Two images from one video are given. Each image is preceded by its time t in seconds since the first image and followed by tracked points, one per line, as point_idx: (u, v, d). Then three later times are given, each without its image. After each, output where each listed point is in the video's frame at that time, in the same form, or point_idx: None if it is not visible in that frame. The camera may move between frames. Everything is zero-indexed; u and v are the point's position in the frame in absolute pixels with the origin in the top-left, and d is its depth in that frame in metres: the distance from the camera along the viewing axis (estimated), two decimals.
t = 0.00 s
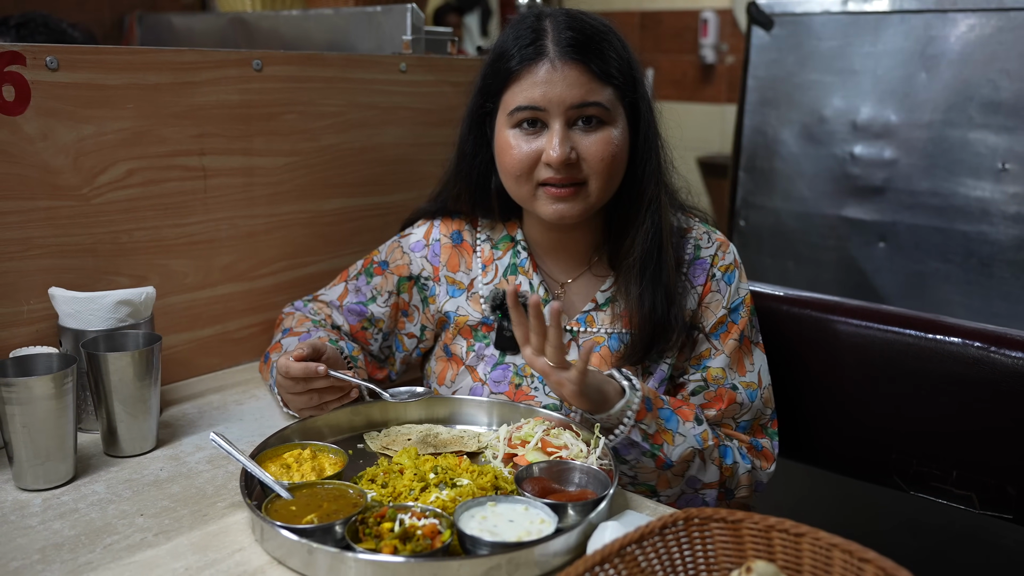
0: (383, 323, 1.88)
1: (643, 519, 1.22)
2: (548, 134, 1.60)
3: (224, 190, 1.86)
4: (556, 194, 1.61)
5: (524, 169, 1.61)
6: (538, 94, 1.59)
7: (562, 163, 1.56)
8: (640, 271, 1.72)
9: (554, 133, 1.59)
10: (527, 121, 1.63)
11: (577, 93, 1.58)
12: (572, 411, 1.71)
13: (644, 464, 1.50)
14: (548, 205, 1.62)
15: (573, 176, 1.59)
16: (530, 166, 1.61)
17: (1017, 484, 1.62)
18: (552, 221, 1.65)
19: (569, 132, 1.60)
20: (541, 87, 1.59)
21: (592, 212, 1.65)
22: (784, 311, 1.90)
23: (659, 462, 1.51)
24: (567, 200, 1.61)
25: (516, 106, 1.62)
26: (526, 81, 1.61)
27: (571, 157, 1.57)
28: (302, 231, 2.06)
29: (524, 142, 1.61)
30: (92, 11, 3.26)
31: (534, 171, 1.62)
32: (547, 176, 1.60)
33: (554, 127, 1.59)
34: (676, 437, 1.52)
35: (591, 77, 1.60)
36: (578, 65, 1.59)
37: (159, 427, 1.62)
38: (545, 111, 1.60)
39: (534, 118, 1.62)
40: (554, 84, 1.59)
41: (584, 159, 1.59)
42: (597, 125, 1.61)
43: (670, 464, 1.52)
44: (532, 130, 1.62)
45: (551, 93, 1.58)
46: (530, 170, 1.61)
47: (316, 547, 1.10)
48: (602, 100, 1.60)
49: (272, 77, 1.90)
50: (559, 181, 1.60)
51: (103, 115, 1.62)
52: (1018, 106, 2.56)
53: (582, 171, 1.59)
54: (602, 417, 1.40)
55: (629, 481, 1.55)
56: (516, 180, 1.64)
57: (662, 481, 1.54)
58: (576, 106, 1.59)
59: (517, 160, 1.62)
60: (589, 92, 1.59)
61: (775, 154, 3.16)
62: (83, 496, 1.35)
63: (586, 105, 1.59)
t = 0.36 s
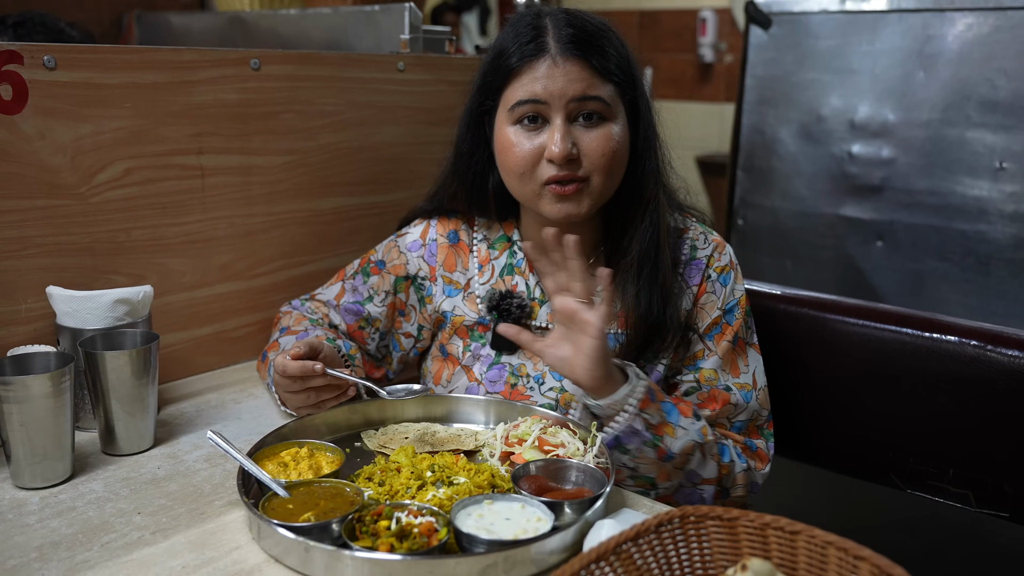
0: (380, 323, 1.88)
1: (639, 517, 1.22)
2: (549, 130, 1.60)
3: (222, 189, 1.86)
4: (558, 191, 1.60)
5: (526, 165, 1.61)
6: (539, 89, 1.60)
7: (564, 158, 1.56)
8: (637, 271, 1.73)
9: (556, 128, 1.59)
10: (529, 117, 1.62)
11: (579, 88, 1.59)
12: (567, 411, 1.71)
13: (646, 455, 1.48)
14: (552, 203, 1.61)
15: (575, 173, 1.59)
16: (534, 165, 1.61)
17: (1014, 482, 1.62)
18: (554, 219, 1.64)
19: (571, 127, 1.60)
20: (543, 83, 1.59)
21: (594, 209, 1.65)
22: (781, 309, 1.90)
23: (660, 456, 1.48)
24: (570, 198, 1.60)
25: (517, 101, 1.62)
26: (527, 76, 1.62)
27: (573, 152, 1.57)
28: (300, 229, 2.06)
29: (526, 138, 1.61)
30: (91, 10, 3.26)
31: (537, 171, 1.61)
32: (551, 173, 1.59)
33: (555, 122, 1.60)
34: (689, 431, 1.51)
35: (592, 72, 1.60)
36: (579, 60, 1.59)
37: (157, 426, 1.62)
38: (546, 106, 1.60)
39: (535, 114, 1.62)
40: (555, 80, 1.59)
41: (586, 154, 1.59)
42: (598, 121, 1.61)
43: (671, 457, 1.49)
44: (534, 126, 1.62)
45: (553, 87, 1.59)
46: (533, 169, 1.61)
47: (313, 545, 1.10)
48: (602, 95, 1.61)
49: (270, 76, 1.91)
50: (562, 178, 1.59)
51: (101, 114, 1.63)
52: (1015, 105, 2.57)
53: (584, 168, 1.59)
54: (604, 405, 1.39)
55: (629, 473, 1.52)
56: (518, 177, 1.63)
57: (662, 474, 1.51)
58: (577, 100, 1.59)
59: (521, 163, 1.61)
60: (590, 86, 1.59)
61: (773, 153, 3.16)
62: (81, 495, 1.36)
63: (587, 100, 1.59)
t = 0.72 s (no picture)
0: (379, 322, 1.89)
1: (636, 515, 1.22)
2: (542, 169, 1.57)
3: (219, 187, 1.86)
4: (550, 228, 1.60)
5: (519, 201, 1.60)
6: (532, 130, 1.55)
7: (555, 203, 1.54)
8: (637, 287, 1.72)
9: (547, 171, 1.55)
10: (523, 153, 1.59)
11: (572, 131, 1.53)
12: (570, 413, 1.71)
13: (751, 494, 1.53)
14: (541, 234, 1.62)
15: (567, 212, 1.58)
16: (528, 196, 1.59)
17: (1011, 480, 1.62)
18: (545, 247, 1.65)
19: (563, 168, 1.56)
20: (536, 124, 1.55)
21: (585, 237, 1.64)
22: (779, 308, 1.91)
23: (759, 492, 1.56)
24: (560, 232, 1.60)
25: (511, 137, 1.58)
26: (521, 114, 1.57)
27: (565, 196, 1.55)
28: (297, 228, 2.06)
29: (519, 176, 1.58)
30: (89, 9, 3.27)
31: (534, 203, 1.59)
32: (541, 211, 1.58)
33: (547, 164, 1.56)
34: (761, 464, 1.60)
35: (586, 114, 1.54)
36: (573, 101, 1.53)
37: (154, 424, 1.62)
38: (539, 147, 1.56)
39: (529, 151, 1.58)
40: (549, 121, 1.54)
41: (578, 196, 1.57)
42: (592, 161, 1.57)
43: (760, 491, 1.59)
44: (528, 163, 1.59)
45: (545, 130, 1.54)
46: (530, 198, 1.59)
47: (308, 543, 1.10)
48: (598, 134, 1.56)
49: (267, 74, 1.91)
50: (553, 218, 1.58)
51: (97, 113, 1.62)
52: (1014, 104, 2.56)
53: (574, 207, 1.57)
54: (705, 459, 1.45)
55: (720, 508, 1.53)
56: (513, 208, 1.62)
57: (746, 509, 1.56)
58: (570, 144, 1.54)
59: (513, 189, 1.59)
60: (585, 128, 1.54)
61: (771, 152, 3.16)
62: (77, 494, 1.36)
63: (582, 141, 1.54)
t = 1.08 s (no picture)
0: (396, 319, 1.91)
1: (625, 510, 1.25)
2: (540, 152, 1.60)
3: (216, 188, 1.89)
4: (545, 213, 1.62)
5: (516, 184, 1.63)
6: (532, 111, 1.58)
7: (548, 184, 1.57)
8: (653, 290, 1.72)
9: (545, 152, 1.58)
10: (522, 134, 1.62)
11: (571, 113, 1.56)
12: (574, 410, 1.74)
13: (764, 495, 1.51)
14: (539, 222, 1.63)
15: (562, 198, 1.59)
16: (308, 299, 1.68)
17: (994, 476, 1.65)
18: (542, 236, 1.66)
19: (562, 152, 1.59)
20: (536, 104, 1.58)
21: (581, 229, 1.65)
22: (768, 306, 1.95)
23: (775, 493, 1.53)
24: (555, 221, 1.61)
25: (512, 117, 1.62)
26: (523, 94, 1.61)
27: (559, 178, 1.57)
28: (294, 227, 2.09)
29: (518, 157, 1.62)
30: (86, 8, 3.29)
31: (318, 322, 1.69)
32: (537, 195, 1.60)
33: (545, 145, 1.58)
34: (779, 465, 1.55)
35: (587, 97, 1.57)
36: (574, 84, 1.56)
37: (152, 421, 1.64)
38: (539, 128, 1.59)
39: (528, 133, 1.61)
40: (548, 104, 1.57)
41: (574, 181, 1.58)
42: (591, 146, 1.59)
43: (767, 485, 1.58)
44: (525, 144, 1.62)
45: (544, 111, 1.57)
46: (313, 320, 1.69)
47: (304, 538, 1.13)
48: (598, 120, 1.58)
49: (264, 76, 1.93)
50: (547, 200, 1.60)
51: (96, 115, 1.65)
52: (1003, 104, 2.60)
53: (570, 193, 1.59)
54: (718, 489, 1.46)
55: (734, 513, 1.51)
56: (511, 192, 1.65)
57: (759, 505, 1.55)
58: (568, 126, 1.57)
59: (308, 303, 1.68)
60: (583, 111, 1.56)
61: (764, 151, 3.19)
62: (78, 489, 1.38)
63: (580, 125, 1.57)
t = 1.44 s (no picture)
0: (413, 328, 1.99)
1: (622, 503, 1.28)
2: (497, 158, 1.63)
3: (219, 187, 1.91)
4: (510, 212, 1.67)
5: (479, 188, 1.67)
6: (484, 121, 1.61)
7: (508, 188, 1.61)
8: (611, 275, 1.74)
9: (499, 161, 1.61)
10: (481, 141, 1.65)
11: (521, 122, 1.58)
12: (553, 391, 1.76)
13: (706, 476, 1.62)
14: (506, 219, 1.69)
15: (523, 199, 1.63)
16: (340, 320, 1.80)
17: (986, 470, 1.68)
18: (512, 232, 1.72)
19: (517, 158, 1.61)
20: (488, 115, 1.60)
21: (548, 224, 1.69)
22: (762, 303, 1.96)
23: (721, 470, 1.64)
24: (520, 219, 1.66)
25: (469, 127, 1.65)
26: (477, 105, 1.63)
27: (517, 182, 1.61)
28: (296, 226, 2.11)
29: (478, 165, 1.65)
30: (85, 7, 3.31)
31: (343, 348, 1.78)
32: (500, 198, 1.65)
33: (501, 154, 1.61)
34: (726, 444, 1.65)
35: (536, 103, 1.58)
36: (523, 93, 1.57)
37: (157, 417, 1.67)
38: (493, 137, 1.61)
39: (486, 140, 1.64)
40: (499, 113, 1.59)
41: (531, 183, 1.62)
42: (545, 150, 1.61)
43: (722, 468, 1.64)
44: (485, 151, 1.65)
45: (495, 121, 1.59)
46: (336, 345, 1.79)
47: (309, 529, 1.15)
48: (548, 126, 1.59)
49: (266, 76, 1.96)
50: (510, 202, 1.65)
51: (101, 115, 1.67)
52: (997, 104, 2.62)
53: (529, 194, 1.63)
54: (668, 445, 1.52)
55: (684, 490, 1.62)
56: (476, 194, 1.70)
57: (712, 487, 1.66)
58: (521, 134, 1.59)
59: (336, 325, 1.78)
60: (533, 119, 1.58)
61: (760, 150, 3.22)
62: (85, 483, 1.41)
63: (531, 132, 1.59)
